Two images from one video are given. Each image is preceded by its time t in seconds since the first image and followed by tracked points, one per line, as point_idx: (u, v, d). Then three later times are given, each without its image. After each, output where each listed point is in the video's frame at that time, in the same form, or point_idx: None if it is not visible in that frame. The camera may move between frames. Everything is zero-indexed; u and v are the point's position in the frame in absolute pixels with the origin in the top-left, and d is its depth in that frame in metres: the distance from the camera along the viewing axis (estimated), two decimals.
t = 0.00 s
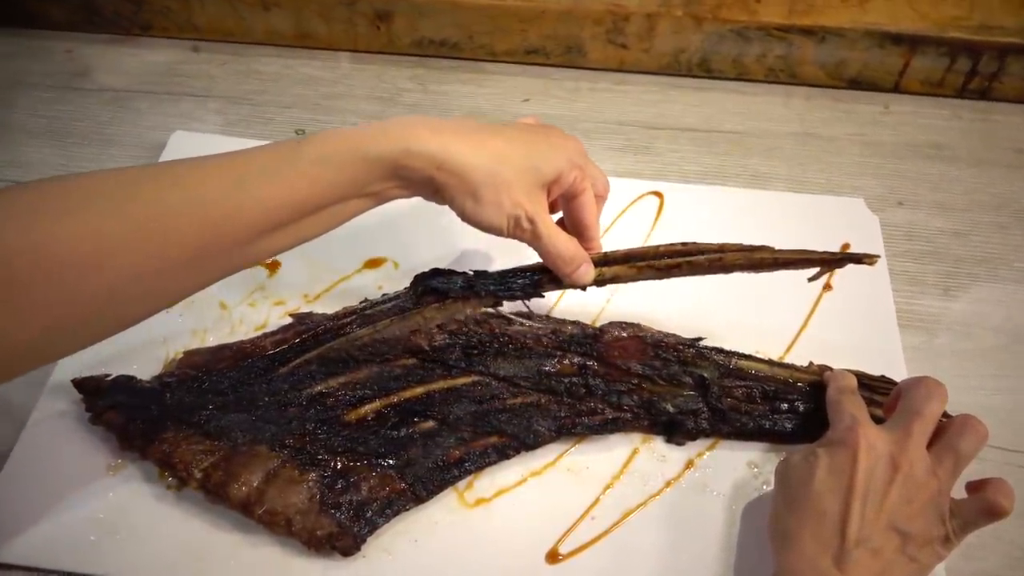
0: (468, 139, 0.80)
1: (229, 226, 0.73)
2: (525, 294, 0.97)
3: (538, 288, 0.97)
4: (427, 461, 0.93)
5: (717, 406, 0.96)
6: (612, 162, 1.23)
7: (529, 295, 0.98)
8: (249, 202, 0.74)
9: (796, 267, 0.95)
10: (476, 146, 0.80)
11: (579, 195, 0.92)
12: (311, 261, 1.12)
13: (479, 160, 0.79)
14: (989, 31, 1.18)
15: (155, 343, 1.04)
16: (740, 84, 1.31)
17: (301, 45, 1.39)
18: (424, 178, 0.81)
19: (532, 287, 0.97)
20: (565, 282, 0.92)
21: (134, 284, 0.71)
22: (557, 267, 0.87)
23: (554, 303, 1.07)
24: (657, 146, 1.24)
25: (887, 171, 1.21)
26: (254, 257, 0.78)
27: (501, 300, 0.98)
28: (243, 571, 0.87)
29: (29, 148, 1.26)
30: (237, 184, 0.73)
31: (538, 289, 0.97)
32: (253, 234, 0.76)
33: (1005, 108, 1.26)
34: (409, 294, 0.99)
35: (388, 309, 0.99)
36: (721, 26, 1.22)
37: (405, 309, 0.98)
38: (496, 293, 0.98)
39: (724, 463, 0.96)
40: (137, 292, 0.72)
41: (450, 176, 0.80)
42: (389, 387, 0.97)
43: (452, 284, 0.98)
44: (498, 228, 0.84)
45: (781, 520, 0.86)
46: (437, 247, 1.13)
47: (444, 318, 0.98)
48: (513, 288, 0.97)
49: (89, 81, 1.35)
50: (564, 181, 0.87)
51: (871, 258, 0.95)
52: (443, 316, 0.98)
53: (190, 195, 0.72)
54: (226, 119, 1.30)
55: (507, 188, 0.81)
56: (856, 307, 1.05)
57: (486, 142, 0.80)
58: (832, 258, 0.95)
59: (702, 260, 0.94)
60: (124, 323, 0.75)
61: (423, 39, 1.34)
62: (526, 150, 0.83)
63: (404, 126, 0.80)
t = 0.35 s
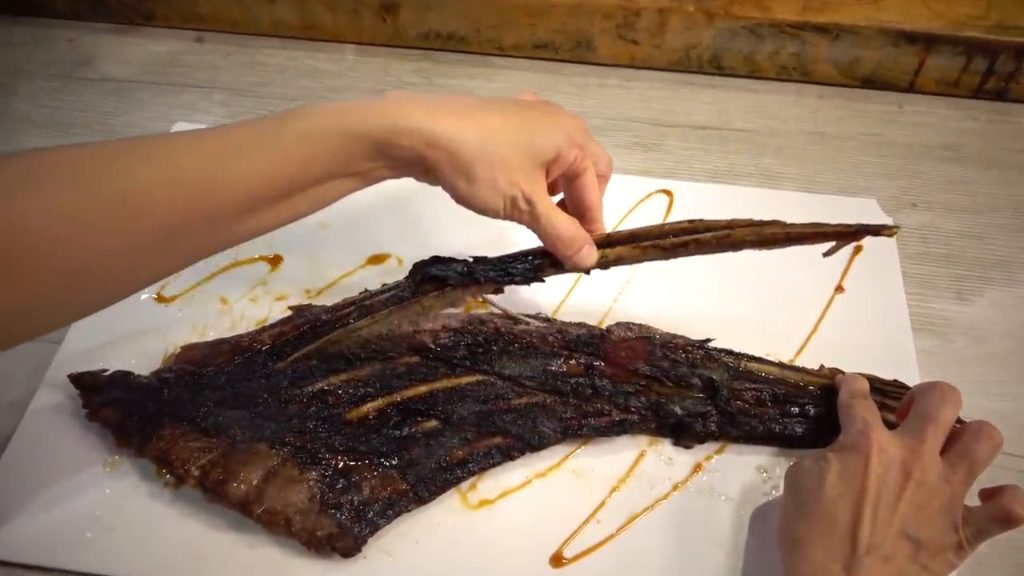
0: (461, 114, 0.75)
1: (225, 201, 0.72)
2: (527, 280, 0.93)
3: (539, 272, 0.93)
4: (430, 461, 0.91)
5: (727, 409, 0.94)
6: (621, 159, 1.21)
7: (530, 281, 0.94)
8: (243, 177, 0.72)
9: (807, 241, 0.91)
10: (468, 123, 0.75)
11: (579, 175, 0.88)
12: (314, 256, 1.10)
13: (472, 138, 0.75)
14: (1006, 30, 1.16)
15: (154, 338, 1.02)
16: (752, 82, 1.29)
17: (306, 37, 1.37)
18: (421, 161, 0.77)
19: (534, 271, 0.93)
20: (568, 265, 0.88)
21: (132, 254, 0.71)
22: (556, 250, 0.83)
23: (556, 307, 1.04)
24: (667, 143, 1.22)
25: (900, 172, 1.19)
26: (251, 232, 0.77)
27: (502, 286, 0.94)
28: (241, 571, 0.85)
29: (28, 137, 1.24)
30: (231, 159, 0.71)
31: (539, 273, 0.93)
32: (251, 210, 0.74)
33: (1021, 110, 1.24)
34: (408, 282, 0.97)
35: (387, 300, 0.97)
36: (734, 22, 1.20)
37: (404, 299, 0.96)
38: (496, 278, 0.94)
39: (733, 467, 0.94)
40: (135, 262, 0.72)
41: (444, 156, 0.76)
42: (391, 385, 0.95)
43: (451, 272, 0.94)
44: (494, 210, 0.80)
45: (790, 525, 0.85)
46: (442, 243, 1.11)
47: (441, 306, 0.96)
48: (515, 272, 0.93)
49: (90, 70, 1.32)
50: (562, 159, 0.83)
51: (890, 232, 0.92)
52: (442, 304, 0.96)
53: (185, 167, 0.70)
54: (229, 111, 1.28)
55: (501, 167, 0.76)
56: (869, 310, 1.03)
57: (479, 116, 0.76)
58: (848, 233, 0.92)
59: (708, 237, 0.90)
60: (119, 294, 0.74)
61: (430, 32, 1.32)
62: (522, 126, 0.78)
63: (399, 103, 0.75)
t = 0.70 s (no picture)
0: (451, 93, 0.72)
1: (217, 178, 0.69)
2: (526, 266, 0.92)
3: (538, 256, 0.91)
4: (434, 465, 0.88)
5: (739, 413, 0.91)
6: (632, 153, 1.17)
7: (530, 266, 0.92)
8: (237, 153, 0.68)
9: (823, 213, 0.90)
10: (456, 103, 0.71)
11: (578, 152, 0.84)
12: (315, 252, 1.07)
13: (462, 120, 0.71)
14: None
15: (151, 337, 0.99)
16: (767, 75, 1.26)
17: (308, 26, 1.33)
18: (416, 147, 0.73)
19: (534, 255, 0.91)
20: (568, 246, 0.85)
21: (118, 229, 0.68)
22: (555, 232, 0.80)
23: (561, 314, 1.01)
24: (679, 138, 1.19)
25: (919, 169, 1.15)
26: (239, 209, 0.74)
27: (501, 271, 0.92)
28: None
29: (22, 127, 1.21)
30: (224, 132, 0.68)
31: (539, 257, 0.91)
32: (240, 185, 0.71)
33: None
34: (404, 269, 0.94)
35: (382, 287, 0.94)
36: (749, 13, 1.17)
37: (399, 287, 0.94)
38: (495, 262, 0.92)
39: (747, 473, 0.91)
40: (120, 237, 0.69)
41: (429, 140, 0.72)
42: (394, 387, 0.92)
43: (448, 256, 0.92)
44: (487, 193, 0.77)
45: (805, 535, 0.81)
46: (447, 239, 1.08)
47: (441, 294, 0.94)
48: (514, 257, 0.91)
49: (87, 59, 1.29)
50: (558, 137, 0.79)
51: (913, 200, 0.91)
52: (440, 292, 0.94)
53: (178, 139, 0.67)
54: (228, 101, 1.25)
55: (493, 149, 0.73)
56: (887, 312, 1.00)
57: (467, 96, 0.72)
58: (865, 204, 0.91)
59: (718, 214, 0.88)
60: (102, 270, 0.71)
61: (436, 22, 1.29)
62: (514, 104, 0.74)
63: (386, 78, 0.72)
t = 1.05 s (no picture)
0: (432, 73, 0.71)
1: (207, 158, 0.69)
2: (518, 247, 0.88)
3: (532, 238, 0.87)
4: (436, 464, 0.88)
5: (741, 412, 0.91)
6: (635, 153, 1.17)
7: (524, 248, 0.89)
8: (224, 134, 0.69)
9: (828, 181, 0.80)
10: (438, 83, 0.70)
11: (568, 129, 0.84)
12: (319, 250, 1.07)
13: (441, 98, 0.70)
14: None
15: (155, 334, 0.99)
16: (772, 75, 1.26)
17: (313, 25, 1.34)
18: (404, 130, 0.73)
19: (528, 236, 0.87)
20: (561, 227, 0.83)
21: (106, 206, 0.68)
22: (543, 211, 0.79)
23: (563, 315, 1.01)
24: (683, 138, 1.19)
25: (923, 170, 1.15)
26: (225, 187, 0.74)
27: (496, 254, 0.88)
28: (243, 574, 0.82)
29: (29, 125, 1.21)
30: (215, 112, 0.68)
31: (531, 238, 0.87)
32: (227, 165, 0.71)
33: None
34: (399, 256, 0.90)
35: (376, 276, 0.91)
36: (754, 13, 1.17)
37: (395, 276, 0.90)
38: (488, 246, 0.88)
39: (749, 473, 0.91)
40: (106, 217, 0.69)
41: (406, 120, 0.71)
42: (397, 386, 0.92)
43: (441, 242, 0.88)
44: (473, 174, 0.77)
45: (806, 535, 0.82)
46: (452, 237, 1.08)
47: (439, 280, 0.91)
48: (508, 238, 0.88)
49: (92, 57, 1.30)
50: (545, 114, 0.78)
51: (918, 164, 0.78)
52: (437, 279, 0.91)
53: (169, 120, 0.68)
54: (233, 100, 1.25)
55: (477, 129, 0.72)
56: (890, 312, 1.00)
57: (450, 75, 0.71)
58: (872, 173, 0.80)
59: (712, 186, 0.81)
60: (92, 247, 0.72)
61: (441, 22, 1.29)
62: (499, 81, 0.73)
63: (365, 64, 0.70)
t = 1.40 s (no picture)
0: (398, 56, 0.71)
1: (189, 146, 0.70)
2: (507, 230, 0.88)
3: (520, 219, 0.86)
4: (441, 464, 0.88)
5: (746, 413, 0.91)
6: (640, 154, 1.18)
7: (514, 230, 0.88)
8: (213, 121, 0.70)
9: (819, 144, 0.78)
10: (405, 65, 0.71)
11: (548, 102, 0.86)
12: (325, 251, 1.07)
13: (408, 81, 0.71)
14: None
15: (162, 334, 1.00)
16: (778, 76, 1.25)
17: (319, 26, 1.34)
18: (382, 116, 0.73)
19: (516, 219, 0.86)
20: (550, 206, 0.82)
21: (102, 198, 0.70)
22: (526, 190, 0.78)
23: (566, 317, 1.01)
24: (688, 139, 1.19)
25: (929, 172, 1.15)
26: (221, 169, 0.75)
27: (486, 240, 0.88)
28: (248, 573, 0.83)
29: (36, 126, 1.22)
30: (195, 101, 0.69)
31: (518, 221, 0.86)
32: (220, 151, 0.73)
33: None
34: (391, 246, 0.90)
35: (370, 266, 0.91)
36: (759, 15, 1.17)
37: (388, 265, 0.90)
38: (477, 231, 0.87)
39: (754, 474, 0.91)
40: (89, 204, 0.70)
41: (374, 105, 0.72)
42: (403, 387, 0.92)
43: (431, 230, 0.87)
44: (450, 158, 0.76)
45: (809, 536, 0.82)
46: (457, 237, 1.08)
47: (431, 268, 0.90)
48: (494, 222, 0.86)
49: (100, 58, 1.30)
50: (521, 89, 0.79)
51: (918, 119, 0.73)
52: (432, 267, 0.90)
53: (150, 110, 0.68)
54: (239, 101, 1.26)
55: (449, 111, 0.72)
56: (895, 313, 1.00)
57: (420, 58, 0.71)
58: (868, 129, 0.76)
59: (700, 155, 0.80)
60: (74, 233, 0.73)
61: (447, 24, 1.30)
62: (468, 62, 0.73)
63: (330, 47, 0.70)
